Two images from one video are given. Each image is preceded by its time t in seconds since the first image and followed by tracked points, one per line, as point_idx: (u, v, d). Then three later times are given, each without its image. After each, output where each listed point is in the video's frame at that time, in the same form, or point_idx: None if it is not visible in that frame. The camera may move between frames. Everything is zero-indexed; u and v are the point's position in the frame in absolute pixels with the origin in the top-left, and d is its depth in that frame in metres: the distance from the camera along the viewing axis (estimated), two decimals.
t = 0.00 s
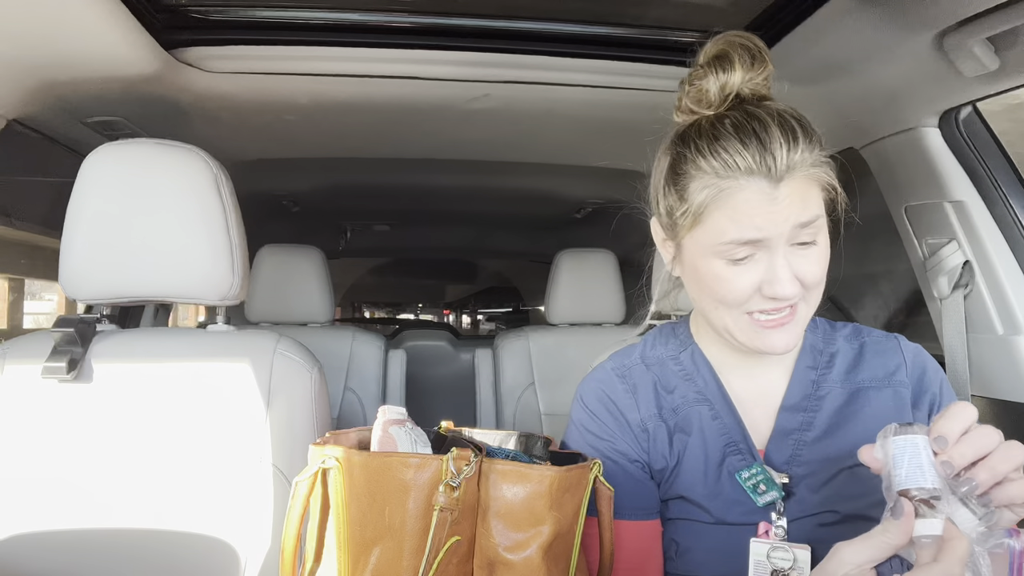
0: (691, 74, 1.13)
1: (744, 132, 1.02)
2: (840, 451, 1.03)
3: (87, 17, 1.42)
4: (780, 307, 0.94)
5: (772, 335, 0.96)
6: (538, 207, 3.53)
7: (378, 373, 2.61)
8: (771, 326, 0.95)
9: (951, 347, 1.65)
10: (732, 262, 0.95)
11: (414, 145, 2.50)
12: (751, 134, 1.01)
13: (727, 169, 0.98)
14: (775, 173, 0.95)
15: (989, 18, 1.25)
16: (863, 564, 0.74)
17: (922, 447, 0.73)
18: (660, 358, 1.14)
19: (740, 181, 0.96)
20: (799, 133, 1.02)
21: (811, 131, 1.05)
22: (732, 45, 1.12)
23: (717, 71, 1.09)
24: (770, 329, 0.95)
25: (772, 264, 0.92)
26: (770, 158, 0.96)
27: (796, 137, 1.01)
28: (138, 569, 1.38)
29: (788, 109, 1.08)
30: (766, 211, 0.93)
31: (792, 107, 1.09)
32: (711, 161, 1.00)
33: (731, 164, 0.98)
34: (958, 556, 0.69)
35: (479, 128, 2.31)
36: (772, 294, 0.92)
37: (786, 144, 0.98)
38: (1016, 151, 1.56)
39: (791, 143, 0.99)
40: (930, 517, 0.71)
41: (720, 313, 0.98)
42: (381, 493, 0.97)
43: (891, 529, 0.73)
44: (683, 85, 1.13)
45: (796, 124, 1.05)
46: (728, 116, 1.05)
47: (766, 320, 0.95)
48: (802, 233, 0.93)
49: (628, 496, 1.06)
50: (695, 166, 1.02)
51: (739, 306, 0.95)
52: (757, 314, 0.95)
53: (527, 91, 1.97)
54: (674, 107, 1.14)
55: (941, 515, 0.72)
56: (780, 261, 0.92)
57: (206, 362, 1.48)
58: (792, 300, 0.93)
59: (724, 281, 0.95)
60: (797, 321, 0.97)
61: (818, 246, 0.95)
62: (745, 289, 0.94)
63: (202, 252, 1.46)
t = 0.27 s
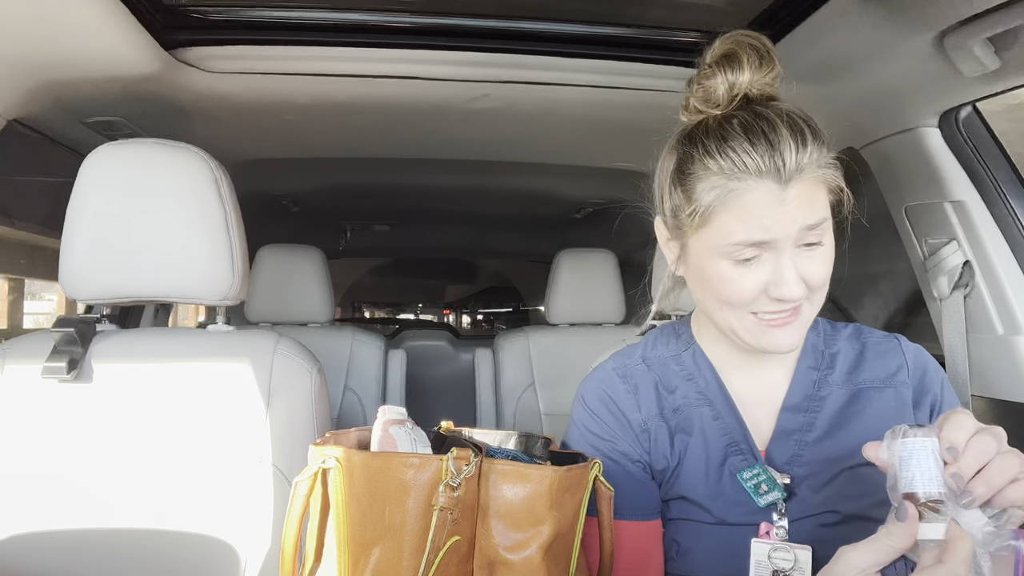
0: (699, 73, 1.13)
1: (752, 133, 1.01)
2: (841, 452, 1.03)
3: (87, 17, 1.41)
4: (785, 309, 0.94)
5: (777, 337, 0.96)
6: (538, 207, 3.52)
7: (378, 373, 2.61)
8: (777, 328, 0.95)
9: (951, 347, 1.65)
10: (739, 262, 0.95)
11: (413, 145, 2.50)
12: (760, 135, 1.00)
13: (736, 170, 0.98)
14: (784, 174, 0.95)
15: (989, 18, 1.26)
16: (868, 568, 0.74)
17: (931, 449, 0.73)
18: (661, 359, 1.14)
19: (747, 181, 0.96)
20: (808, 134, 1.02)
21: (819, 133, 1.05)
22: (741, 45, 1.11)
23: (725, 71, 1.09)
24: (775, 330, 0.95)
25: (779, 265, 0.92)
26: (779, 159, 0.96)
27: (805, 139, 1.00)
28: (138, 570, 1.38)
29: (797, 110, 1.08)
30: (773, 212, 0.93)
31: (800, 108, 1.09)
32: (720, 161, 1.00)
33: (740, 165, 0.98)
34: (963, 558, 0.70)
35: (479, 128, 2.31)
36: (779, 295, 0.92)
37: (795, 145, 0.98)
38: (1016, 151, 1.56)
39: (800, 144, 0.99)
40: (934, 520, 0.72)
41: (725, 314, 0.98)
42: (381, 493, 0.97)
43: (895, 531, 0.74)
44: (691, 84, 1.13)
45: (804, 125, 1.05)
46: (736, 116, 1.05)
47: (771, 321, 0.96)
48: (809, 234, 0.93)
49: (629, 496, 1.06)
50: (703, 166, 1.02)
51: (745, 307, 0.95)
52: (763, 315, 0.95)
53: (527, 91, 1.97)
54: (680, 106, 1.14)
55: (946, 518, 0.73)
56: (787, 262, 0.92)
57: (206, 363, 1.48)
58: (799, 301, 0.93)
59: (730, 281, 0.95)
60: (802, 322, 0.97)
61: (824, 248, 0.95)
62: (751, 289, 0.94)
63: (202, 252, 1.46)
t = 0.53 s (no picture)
0: (703, 71, 1.12)
1: (756, 131, 1.01)
2: (841, 452, 1.03)
3: (86, 17, 1.41)
4: (788, 309, 0.94)
5: (778, 337, 0.96)
6: (538, 207, 3.52)
7: (378, 373, 2.61)
8: (779, 328, 0.96)
9: (952, 347, 1.64)
10: (741, 262, 0.95)
11: (414, 145, 2.50)
12: (764, 133, 1.00)
13: (740, 168, 0.98)
14: (787, 174, 0.95)
15: (989, 18, 1.25)
16: None
17: (928, 458, 0.73)
18: (662, 358, 1.14)
19: (750, 181, 0.96)
20: (811, 133, 1.02)
21: (823, 133, 1.05)
22: (746, 43, 1.11)
23: (729, 70, 1.08)
24: (777, 331, 0.96)
25: (782, 265, 0.93)
26: (783, 158, 0.96)
27: (808, 138, 1.00)
28: (138, 569, 1.38)
29: (801, 109, 1.08)
30: (776, 212, 0.93)
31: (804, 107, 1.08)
32: (723, 160, 1.00)
33: (743, 165, 0.98)
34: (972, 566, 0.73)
35: (479, 128, 2.31)
36: (781, 295, 0.92)
37: (800, 144, 0.98)
38: (1016, 151, 1.56)
39: (804, 143, 0.99)
40: (942, 530, 0.75)
41: (727, 313, 0.98)
42: (381, 493, 0.97)
43: (906, 545, 0.78)
44: (695, 82, 1.12)
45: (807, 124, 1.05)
46: (740, 114, 1.05)
47: (773, 322, 0.96)
48: (811, 235, 0.93)
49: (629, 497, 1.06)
50: (707, 165, 1.02)
51: (748, 307, 0.96)
52: (765, 315, 0.96)
53: (527, 91, 1.97)
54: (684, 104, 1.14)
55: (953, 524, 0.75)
56: (790, 262, 0.92)
57: (205, 363, 1.47)
58: (801, 302, 0.94)
59: (732, 281, 0.95)
60: (804, 323, 0.97)
61: (827, 248, 0.95)
62: (754, 290, 0.94)
63: (202, 252, 1.46)
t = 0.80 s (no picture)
0: (699, 72, 1.13)
1: (750, 133, 1.01)
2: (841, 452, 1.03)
3: (86, 17, 1.41)
4: (784, 310, 0.94)
5: (775, 338, 0.96)
6: (537, 207, 3.52)
7: (378, 373, 2.61)
8: (774, 329, 0.95)
9: (951, 347, 1.65)
10: (736, 264, 0.95)
11: (414, 146, 2.50)
12: (757, 135, 1.00)
13: (732, 170, 0.98)
14: (780, 176, 0.94)
15: (989, 18, 1.25)
16: None
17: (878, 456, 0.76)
18: (663, 358, 1.14)
19: (744, 182, 0.96)
20: (805, 134, 1.02)
21: (818, 133, 1.05)
22: (742, 44, 1.11)
23: (724, 71, 1.09)
24: (772, 331, 0.96)
25: (776, 267, 0.92)
26: (776, 160, 0.96)
27: (802, 139, 1.00)
28: (138, 569, 1.38)
29: (796, 110, 1.07)
30: (770, 214, 0.93)
31: (799, 108, 1.08)
32: (717, 162, 1.00)
33: (736, 164, 0.98)
34: (945, 556, 0.69)
35: (478, 128, 2.31)
36: (776, 297, 0.92)
37: (793, 145, 0.98)
38: (1016, 151, 1.56)
39: (797, 144, 0.99)
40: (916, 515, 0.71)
41: (723, 314, 0.98)
42: (381, 493, 0.97)
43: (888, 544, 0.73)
44: (691, 83, 1.13)
45: (803, 125, 1.05)
46: (734, 115, 1.05)
47: (770, 323, 0.96)
48: (806, 237, 0.93)
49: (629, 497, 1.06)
50: (701, 167, 1.02)
51: (743, 309, 0.95)
52: (761, 316, 0.95)
53: (527, 91, 1.97)
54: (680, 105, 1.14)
55: (928, 509, 0.71)
56: (785, 264, 0.92)
57: (205, 363, 1.47)
58: (796, 303, 0.93)
59: (727, 282, 0.95)
60: (800, 324, 0.97)
61: (822, 250, 0.95)
62: (748, 291, 0.94)
63: (202, 252, 1.46)
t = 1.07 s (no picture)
0: (687, 76, 1.13)
1: (732, 135, 1.01)
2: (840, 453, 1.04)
3: (87, 17, 1.41)
4: (768, 313, 0.94)
5: (761, 339, 0.96)
6: (537, 207, 3.52)
7: (378, 373, 2.61)
8: (760, 331, 0.96)
9: (951, 347, 1.65)
10: (719, 267, 0.95)
11: (414, 146, 2.50)
12: (738, 137, 1.00)
13: (713, 173, 0.98)
14: (760, 179, 0.94)
15: (989, 18, 1.25)
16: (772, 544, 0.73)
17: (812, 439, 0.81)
18: (660, 359, 1.14)
19: (724, 186, 0.96)
20: (788, 136, 1.01)
21: (803, 134, 1.04)
22: (730, 47, 1.11)
23: (710, 73, 1.08)
24: (758, 333, 0.96)
25: (758, 270, 0.92)
26: (755, 163, 0.95)
27: (784, 141, 0.99)
28: (138, 569, 1.37)
29: (781, 110, 1.07)
30: (750, 218, 0.93)
31: (785, 108, 1.07)
32: (699, 165, 1.00)
33: (718, 166, 0.97)
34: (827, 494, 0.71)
35: (478, 128, 2.31)
36: (758, 300, 0.92)
37: (773, 148, 0.97)
38: (1016, 151, 1.56)
39: (778, 147, 0.98)
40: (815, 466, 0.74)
41: (710, 316, 0.98)
42: (381, 493, 0.97)
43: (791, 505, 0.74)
44: (679, 87, 1.13)
45: (788, 127, 1.04)
46: (718, 118, 1.05)
47: (756, 325, 0.96)
48: (788, 240, 0.92)
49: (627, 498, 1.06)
50: (685, 170, 1.02)
51: (729, 311, 0.96)
52: (746, 318, 0.96)
53: (527, 91, 1.97)
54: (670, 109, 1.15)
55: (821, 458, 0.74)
56: (766, 268, 0.92)
57: (205, 363, 1.47)
58: (779, 306, 0.93)
59: (710, 285, 0.95)
60: (785, 325, 0.97)
61: (808, 253, 0.94)
62: (731, 294, 0.94)
63: (202, 253, 1.46)
